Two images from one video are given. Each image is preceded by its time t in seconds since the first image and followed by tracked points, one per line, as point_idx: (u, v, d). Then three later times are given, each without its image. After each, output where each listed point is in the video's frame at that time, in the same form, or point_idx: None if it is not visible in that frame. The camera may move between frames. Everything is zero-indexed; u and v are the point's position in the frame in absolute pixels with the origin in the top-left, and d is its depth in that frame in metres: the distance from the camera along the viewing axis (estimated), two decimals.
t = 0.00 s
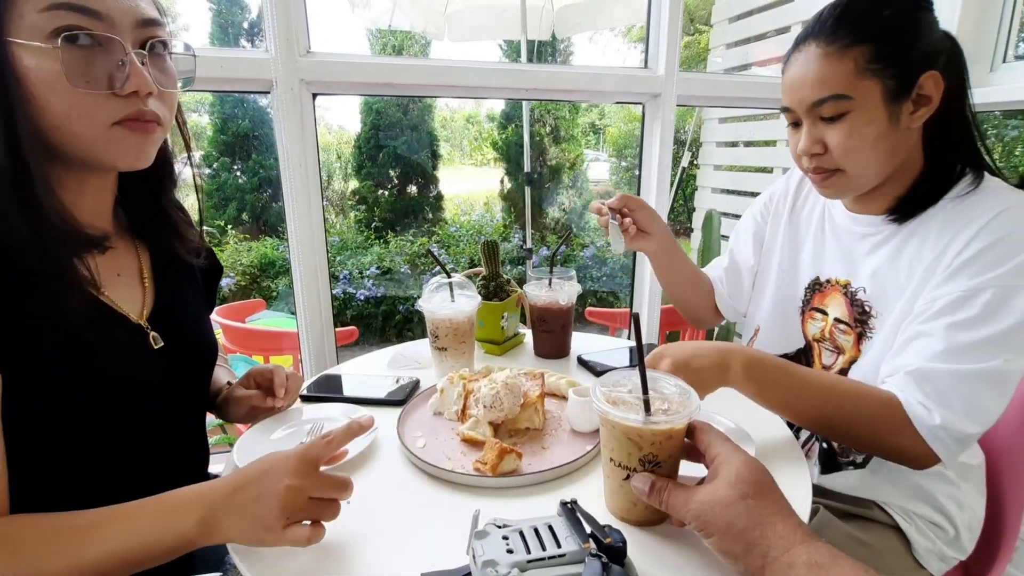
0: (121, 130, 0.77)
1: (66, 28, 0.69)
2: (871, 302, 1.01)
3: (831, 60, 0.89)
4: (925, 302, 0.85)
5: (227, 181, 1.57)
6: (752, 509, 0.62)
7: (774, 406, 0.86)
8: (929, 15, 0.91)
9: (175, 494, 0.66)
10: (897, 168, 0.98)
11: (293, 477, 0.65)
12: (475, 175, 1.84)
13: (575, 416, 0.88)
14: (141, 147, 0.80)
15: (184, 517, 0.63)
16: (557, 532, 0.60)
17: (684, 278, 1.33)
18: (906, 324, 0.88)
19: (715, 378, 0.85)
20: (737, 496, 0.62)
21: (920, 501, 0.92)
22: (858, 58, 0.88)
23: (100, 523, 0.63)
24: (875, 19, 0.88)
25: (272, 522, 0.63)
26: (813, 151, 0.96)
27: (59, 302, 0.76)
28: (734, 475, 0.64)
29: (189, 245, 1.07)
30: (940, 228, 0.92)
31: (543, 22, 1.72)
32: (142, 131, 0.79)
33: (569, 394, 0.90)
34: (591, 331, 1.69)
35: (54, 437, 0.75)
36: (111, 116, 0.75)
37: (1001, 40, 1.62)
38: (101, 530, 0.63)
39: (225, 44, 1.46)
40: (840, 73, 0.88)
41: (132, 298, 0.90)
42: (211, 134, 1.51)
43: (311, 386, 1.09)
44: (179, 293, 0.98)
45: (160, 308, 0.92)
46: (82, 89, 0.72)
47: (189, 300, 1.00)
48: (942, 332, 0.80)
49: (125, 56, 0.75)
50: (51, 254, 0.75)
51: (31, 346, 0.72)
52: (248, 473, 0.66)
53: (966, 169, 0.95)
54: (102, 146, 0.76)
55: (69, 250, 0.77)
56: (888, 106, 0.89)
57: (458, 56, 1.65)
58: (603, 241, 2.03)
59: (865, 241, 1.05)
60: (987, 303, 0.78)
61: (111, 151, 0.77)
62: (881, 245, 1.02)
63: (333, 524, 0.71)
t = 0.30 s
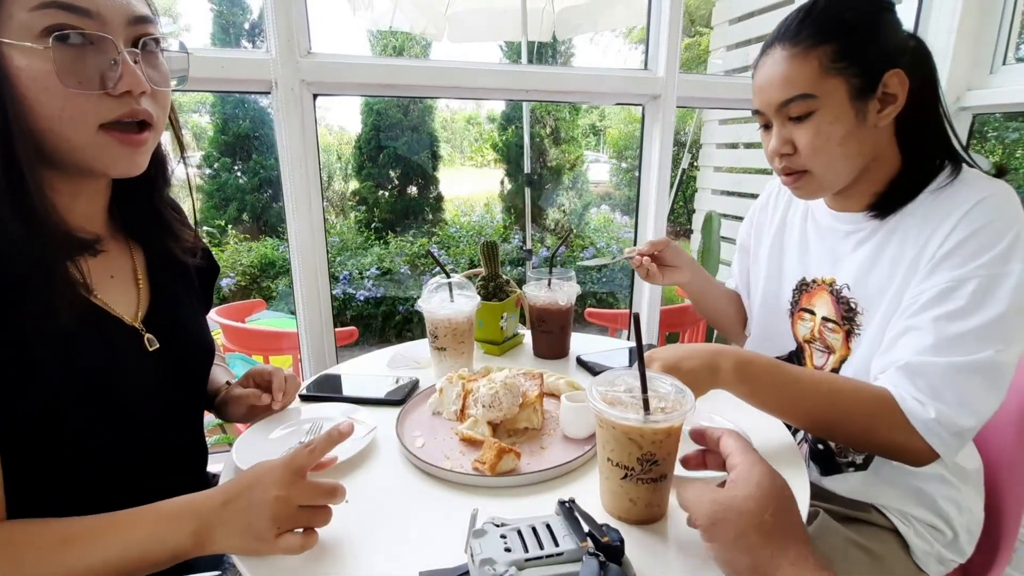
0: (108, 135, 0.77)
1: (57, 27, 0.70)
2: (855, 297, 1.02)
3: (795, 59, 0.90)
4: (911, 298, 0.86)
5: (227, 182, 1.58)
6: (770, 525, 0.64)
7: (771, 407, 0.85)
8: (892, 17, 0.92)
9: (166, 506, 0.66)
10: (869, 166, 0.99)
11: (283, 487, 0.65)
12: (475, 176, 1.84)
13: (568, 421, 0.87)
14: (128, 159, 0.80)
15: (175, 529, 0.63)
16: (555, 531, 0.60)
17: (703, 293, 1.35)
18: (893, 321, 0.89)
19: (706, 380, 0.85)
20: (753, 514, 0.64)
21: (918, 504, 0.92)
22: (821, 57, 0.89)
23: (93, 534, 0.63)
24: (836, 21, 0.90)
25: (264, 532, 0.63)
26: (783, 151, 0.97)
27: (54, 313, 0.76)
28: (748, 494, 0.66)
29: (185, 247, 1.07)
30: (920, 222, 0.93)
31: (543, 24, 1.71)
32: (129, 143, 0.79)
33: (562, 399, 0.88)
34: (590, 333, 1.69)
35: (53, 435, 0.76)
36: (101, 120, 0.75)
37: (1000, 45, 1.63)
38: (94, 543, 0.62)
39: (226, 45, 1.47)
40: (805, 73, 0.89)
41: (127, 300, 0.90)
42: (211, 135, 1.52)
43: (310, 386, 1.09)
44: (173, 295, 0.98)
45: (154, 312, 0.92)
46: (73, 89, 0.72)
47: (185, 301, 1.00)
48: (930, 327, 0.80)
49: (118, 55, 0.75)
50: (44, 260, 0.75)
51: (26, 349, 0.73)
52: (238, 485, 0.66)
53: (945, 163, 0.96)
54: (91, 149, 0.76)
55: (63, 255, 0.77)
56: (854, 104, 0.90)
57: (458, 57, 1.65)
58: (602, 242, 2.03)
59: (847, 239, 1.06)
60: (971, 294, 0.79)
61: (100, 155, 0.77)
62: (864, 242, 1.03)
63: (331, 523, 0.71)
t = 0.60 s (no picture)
0: (127, 138, 0.78)
1: (86, 39, 0.70)
2: (840, 301, 1.03)
3: (767, 75, 0.89)
4: (896, 304, 0.86)
5: (226, 182, 1.58)
6: (795, 545, 0.61)
7: (764, 413, 0.84)
8: (864, 30, 0.92)
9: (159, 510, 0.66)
10: (842, 176, 0.98)
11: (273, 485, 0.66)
12: (475, 178, 1.84)
13: (560, 429, 0.85)
14: (144, 152, 0.81)
15: (170, 531, 0.64)
16: (554, 530, 0.60)
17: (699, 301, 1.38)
18: (880, 327, 0.89)
19: (697, 387, 0.86)
20: (776, 533, 0.61)
21: (913, 506, 0.92)
22: (793, 73, 0.88)
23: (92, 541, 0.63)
24: (808, 37, 0.89)
25: (257, 532, 0.63)
26: (754, 166, 0.98)
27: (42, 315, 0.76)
28: (765, 514, 0.63)
29: (174, 246, 1.06)
30: (905, 226, 0.93)
31: (543, 25, 1.72)
32: (147, 139, 0.80)
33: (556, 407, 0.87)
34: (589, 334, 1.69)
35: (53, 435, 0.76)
36: (120, 126, 0.76)
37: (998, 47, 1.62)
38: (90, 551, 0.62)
39: (226, 46, 1.47)
40: (777, 88, 0.89)
41: (116, 300, 0.90)
42: (211, 135, 1.53)
43: (309, 386, 1.09)
44: (162, 293, 0.97)
45: (143, 310, 0.91)
46: (94, 99, 0.73)
47: (176, 298, 1.00)
48: (915, 335, 0.80)
49: (142, 68, 0.76)
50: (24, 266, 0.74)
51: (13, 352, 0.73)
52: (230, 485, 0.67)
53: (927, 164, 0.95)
54: (107, 153, 0.77)
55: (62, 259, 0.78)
56: (824, 122, 0.90)
57: (458, 59, 1.66)
58: (601, 244, 2.04)
59: (833, 242, 1.07)
60: (955, 299, 0.79)
61: (117, 156, 0.78)
62: (850, 246, 1.03)
63: (331, 522, 0.72)
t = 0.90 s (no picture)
0: (133, 150, 0.81)
1: (111, 61, 0.74)
2: (820, 303, 1.05)
3: (731, 92, 0.89)
4: (869, 302, 0.88)
5: (225, 184, 1.59)
6: (786, 553, 0.61)
7: (731, 387, 0.85)
8: (833, 38, 0.91)
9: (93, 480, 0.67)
10: (815, 183, 1.00)
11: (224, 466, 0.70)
12: (474, 180, 1.85)
13: (556, 430, 0.86)
14: (145, 164, 0.85)
15: (102, 498, 0.65)
16: (549, 530, 0.60)
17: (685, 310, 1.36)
18: (855, 327, 0.90)
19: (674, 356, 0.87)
20: (768, 540, 0.61)
21: (902, 507, 0.92)
22: (757, 91, 0.88)
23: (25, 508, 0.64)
24: (773, 51, 0.88)
25: (201, 509, 0.67)
26: (723, 182, 0.99)
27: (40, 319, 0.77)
28: (761, 520, 0.63)
29: (164, 246, 1.06)
30: (881, 227, 0.93)
31: (542, 28, 1.73)
32: (150, 152, 0.85)
33: (552, 407, 0.88)
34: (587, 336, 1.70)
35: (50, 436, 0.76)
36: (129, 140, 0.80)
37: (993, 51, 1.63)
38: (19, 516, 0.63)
39: (226, 48, 1.48)
40: (741, 107, 0.89)
41: (105, 302, 0.90)
42: (210, 137, 1.54)
43: (308, 386, 1.10)
44: (152, 295, 0.97)
45: (134, 308, 0.92)
46: (111, 115, 0.76)
47: (167, 299, 1.00)
48: (885, 333, 0.81)
49: (157, 88, 0.79)
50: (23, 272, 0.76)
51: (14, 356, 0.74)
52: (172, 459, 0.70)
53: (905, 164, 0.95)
54: (115, 162, 0.81)
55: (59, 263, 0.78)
56: (790, 138, 0.90)
57: (458, 60, 1.66)
58: (600, 246, 2.04)
59: (814, 244, 1.09)
60: (923, 299, 0.80)
61: (121, 167, 0.82)
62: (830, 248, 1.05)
63: (328, 522, 0.72)
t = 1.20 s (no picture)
0: (138, 151, 0.83)
1: (120, 65, 0.75)
2: (807, 301, 1.07)
3: (709, 100, 0.89)
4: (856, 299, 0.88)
5: (222, 184, 1.59)
6: (792, 558, 0.61)
7: (710, 381, 0.86)
8: (811, 41, 0.91)
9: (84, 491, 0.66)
10: (798, 186, 1.00)
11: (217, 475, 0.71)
12: (472, 180, 1.85)
13: (554, 429, 0.86)
14: (147, 166, 0.87)
15: (96, 508, 0.65)
16: (548, 528, 0.60)
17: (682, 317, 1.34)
18: (841, 325, 0.91)
19: (654, 346, 0.86)
20: (774, 543, 0.61)
21: (894, 509, 0.91)
22: (734, 98, 0.88)
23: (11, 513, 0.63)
24: (749, 57, 0.88)
25: (194, 515, 0.67)
26: (704, 189, 0.99)
27: (40, 319, 0.76)
28: (769, 523, 0.63)
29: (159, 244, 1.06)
30: (869, 220, 0.93)
31: (540, 29, 1.73)
32: (152, 153, 0.87)
33: (551, 406, 0.87)
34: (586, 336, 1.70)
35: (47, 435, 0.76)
36: (134, 141, 0.82)
37: (989, 52, 1.64)
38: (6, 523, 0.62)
39: (223, 48, 1.47)
40: (719, 114, 0.89)
41: (103, 302, 0.90)
42: (208, 137, 1.54)
43: (306, 386, 1.09)
44: (150, 291, 0.97)
45: (132, 303, 0.92)
46: (120, 117, 0.77)
47: (163, 297, 1.00)
48: (867, 331, 0.82)
49: (162, 90, 0.81)
50: (24, 272, 0.75)
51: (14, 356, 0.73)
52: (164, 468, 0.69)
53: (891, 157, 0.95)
54: (120, 162, 0.82)
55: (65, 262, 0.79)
56: (768, 146, 0.90)
57: (456, 61, 1.66)
58: (598, 247, 2.04)
59: (802, 241, 1.09)
60: (905, 297, 0.80)
61: (125, 167, 0.83)
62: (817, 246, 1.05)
63: (327, 521, 0.72)
